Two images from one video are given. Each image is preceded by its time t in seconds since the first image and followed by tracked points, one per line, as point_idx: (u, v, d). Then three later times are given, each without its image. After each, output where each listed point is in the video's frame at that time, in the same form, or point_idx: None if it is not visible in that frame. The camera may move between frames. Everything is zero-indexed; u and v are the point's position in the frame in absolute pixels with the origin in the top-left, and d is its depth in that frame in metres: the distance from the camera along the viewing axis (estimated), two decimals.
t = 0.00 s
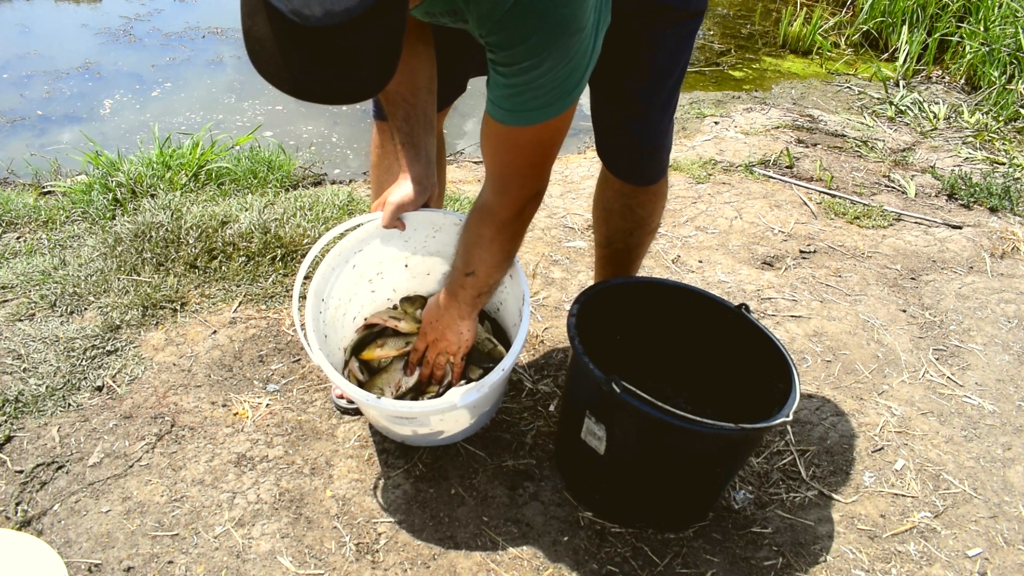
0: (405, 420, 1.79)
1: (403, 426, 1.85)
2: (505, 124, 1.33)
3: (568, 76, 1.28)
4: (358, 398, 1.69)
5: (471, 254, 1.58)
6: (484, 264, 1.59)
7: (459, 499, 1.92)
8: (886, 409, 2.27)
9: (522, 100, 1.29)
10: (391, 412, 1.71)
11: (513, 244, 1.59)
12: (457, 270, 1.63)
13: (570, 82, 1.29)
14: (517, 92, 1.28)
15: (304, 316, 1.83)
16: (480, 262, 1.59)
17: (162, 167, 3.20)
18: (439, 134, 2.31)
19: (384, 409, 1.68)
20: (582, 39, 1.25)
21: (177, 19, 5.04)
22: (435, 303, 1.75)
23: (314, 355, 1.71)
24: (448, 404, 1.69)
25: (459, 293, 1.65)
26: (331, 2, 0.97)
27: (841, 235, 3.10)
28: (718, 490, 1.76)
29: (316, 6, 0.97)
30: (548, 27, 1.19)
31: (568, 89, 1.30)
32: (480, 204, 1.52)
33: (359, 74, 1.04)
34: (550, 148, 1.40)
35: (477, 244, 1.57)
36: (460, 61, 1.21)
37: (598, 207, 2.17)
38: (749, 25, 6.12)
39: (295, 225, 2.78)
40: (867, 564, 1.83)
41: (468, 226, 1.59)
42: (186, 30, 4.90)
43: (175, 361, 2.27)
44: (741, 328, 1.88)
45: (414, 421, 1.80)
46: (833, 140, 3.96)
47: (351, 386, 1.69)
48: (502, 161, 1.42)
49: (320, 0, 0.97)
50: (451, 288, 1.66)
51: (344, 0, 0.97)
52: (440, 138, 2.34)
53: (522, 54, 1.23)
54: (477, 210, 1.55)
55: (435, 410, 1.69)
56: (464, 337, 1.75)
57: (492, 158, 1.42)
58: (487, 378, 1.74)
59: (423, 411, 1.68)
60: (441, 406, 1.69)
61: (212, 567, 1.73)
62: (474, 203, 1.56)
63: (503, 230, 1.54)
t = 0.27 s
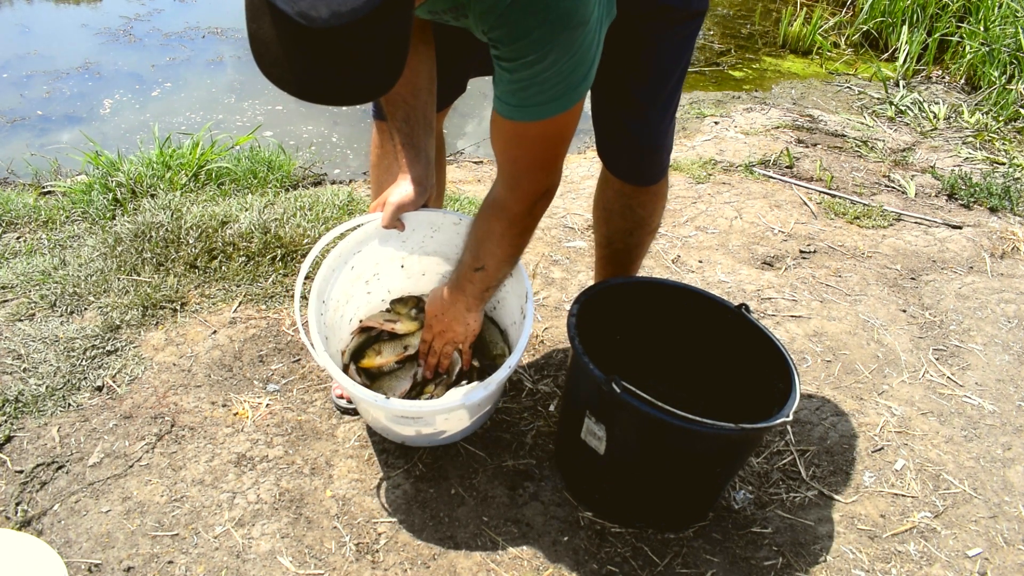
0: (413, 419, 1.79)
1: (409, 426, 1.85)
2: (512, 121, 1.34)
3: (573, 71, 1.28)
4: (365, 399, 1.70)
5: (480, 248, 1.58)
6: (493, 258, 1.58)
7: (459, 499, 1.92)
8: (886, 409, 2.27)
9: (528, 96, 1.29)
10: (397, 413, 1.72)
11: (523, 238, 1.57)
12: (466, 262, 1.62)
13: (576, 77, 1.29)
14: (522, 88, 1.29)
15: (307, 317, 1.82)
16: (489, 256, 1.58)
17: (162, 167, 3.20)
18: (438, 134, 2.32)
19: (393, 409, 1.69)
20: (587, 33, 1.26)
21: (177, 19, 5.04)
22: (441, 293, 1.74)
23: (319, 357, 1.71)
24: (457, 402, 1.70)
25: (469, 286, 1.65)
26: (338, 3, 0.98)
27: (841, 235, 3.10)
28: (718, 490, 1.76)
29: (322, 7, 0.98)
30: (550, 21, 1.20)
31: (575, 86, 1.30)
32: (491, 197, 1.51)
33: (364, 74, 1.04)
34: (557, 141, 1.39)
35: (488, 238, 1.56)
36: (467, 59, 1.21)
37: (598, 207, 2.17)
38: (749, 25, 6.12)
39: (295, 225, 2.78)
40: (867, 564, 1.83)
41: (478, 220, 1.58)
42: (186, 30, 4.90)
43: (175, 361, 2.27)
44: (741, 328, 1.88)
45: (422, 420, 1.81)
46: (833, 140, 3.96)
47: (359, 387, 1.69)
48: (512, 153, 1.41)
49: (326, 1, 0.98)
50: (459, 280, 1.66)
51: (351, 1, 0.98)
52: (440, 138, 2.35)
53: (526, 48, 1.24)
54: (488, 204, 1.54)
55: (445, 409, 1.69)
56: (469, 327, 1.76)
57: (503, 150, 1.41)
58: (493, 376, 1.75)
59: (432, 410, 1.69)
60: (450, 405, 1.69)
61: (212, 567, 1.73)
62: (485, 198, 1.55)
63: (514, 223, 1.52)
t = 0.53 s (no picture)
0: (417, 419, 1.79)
1: (413, 426, 1.85)
2: (525, 117, 1.35)
3: (579, 68, 1.27)
4: (371, 401, 1.69)
5: (505, 243, 1.57)
6: (517, 254, 1.58)
7: (459, 499, 1.92)
8: (886, 409, 2.27)
9: (533, 92, 1.30)
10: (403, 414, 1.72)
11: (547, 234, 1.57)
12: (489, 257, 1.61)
13: (581, 74, 1.28)
14: (526, 84, 1.29)
15: (308, 316, 1.80)
16: (513, 252, 1.58)
17: (162, 167, 3.20)
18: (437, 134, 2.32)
19: (399, 410, 1.68)
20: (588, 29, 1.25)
21: (177, 19, 5.04)
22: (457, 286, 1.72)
23: (323, 359, 1.71)
24: (463, 402, 1.70)
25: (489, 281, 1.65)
26: (325, 6, 0.98)
27: (841, 235, 3.10)
28: (718, 490, 1.76)
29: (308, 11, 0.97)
30: (546, 17, 1.21)
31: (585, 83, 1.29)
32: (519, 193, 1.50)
33: (353, 75, 1.04)
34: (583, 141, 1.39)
35: (512, 232, 1.55)
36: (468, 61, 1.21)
37: (598, 207, 2.17)
38: (749, 25, 6.12)
39: (295, 225, 2.78)
40: (867, 564, 1.83)
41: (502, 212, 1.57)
42: (186, 30, 4.90)
43: (175, 361, 2.27)
44: (741, 328, 1.88)
45: (427, 420, 1.80)
46: (833, 141, 3.96)
47: (364, 389, 1.70)
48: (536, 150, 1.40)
49: (313, 5, 0.97)
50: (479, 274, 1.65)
51: (337, 4, 0.97)
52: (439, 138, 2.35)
53: (526, 45, 1.25)
54: (515, 197, 1.53)
55: (451, 408, 1.69)
56: (489, 324, 1.75)
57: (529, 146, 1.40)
58: (499, 376, 1.75)
59: (437, 410, 1.68)
60: (455, 404, 1.69)
61: (212, 567, 1.73)
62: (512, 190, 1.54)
63: (538, 221, 1.52)
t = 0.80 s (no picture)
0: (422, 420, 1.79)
1: (417, 426, 1.85)
2: (507, 131, 1.36)
3: (567, 81, 1.30)
4: (376, 403, 1.69)
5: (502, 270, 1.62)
6: (514, 269, 1.62)
7: (459, 499, 1.93)
8: (886, 409, 2.27)
9: (522, 108, 1.31)
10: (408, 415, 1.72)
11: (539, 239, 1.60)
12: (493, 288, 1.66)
13: (568, 89, 1.31)
14: (516, 100, 1.30)
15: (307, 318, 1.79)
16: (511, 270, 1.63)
17: (162, 167, 3.20)
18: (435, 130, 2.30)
19: (407, 412, 1.68)
20: (580, 46, 1.26)
21: (177, 19, 5.04)
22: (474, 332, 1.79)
23: (324, 362, 1.70)
24: (468, 402, 1.69)
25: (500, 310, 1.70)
26: (322, 16, 0.97)
27: (841, 235, 3.10)
28: (718, 490, 1.76)
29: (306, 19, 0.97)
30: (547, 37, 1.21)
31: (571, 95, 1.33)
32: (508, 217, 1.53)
33: (353, 81, 1.03)
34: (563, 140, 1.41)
35: (502, 252, 1.59)
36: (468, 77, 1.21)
37: (597, 208, 2.17)
38: (749, 25, 6.12)
39: (295, 225, 2.78)
40: (867, 564, 1.83)
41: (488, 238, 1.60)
42: (186, 30, 4.90)
43: (175, 361, 2.27)
44: (741, 328, 1.88)
45: (432, 421, 1.80)
46: (833, 141, 3.96)
47: (369, 392, 1.69)
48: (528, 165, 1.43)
49: (311, 13, 0.97)
50: (488, 307, 1.70)
51: (337, 12, 0.97)
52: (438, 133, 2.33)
53: (523, 64, 1.25)
54: (498, 222, 1.56)
55: (460, 408, 1.69)
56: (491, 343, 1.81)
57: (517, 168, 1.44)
58: (503, 374, 1.73)
59: (443, 411, 1.68)
60: (460, 405, 1.69)
61: (212, 567, 1.73)
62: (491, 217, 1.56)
63: (529, 232, 1.56)
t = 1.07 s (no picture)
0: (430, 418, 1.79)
1: (424, 425, 1.84)
2: (509, 140, 1.39)
3: (571, 99, 1.38)
4: (388, 401, 1.68)
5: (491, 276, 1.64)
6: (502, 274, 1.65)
7: (459, 499, 1.93)
8: (886, 409, 2.27)
9: (529, 118, 1.34)
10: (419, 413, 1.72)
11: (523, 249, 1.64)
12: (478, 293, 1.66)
13: (570, 105, 1.38)
14: (527, 111, 1.34)
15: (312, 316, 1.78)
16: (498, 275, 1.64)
17: (162, 167, 3.20)
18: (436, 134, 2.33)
19: (419, 410, 1.68)
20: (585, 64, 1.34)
21: (177, 19, 5.04)
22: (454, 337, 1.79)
23: (331, 362, 1.70)
24: (478, 397, 1.69)
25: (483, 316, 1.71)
26: (418, 35, 1.02)
27: (841, 235, 3.10)
28: (718, 490, 1.76)
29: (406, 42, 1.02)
30: (565, 52, 1.27)
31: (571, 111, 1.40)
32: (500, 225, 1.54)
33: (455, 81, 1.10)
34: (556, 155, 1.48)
35: (491, 259, 1.61)
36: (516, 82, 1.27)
37: (597, 208, 2.17)
38: (749, 25, 6.12)
39: (295, 225, 2.78)
40: (867, 564, 1.83)
41: (477, 244, 1.61)
42: (186, 30, 4.90)
43: (175, 361, 2.27)
44: (741, 328, 1.88)
45: (440, 418, 1.80)
46: (833, 140, 3.96)
47: (378, 389, 1.69)
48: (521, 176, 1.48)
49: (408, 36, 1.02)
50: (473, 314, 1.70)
51: (428, 26, 1.02)
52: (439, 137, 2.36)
53: (541, 76, 1.30)
54: (487, 229, 1.57)
55: (471, 405, 1.69)
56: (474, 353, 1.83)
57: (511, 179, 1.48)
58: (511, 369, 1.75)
59: (452, 407, 1.68)
60: (470, 400, 1.69)
61: (212, 567, 1.73)
62: (481, 225, 1.57)
63: (520, 238, 1.59)
